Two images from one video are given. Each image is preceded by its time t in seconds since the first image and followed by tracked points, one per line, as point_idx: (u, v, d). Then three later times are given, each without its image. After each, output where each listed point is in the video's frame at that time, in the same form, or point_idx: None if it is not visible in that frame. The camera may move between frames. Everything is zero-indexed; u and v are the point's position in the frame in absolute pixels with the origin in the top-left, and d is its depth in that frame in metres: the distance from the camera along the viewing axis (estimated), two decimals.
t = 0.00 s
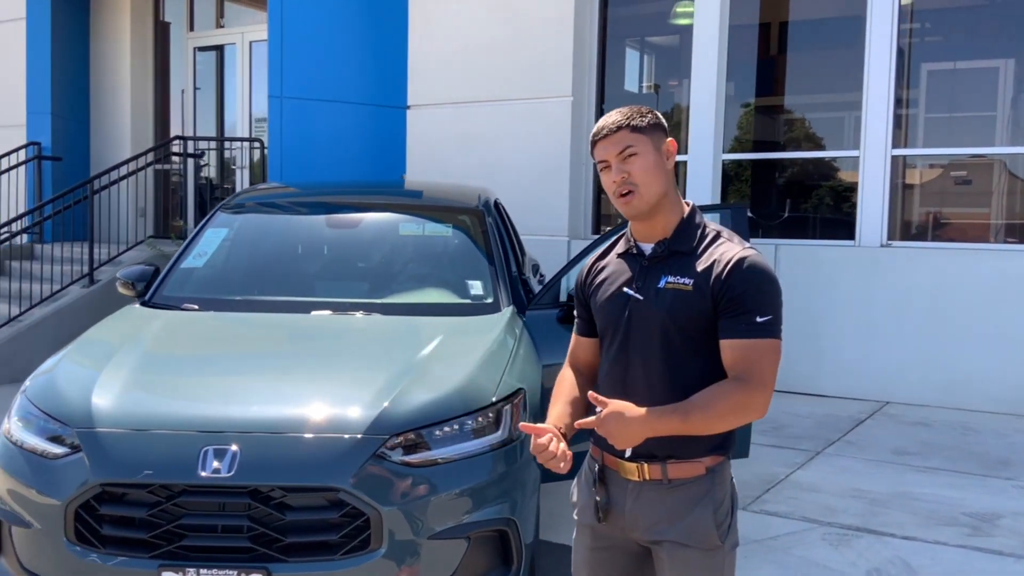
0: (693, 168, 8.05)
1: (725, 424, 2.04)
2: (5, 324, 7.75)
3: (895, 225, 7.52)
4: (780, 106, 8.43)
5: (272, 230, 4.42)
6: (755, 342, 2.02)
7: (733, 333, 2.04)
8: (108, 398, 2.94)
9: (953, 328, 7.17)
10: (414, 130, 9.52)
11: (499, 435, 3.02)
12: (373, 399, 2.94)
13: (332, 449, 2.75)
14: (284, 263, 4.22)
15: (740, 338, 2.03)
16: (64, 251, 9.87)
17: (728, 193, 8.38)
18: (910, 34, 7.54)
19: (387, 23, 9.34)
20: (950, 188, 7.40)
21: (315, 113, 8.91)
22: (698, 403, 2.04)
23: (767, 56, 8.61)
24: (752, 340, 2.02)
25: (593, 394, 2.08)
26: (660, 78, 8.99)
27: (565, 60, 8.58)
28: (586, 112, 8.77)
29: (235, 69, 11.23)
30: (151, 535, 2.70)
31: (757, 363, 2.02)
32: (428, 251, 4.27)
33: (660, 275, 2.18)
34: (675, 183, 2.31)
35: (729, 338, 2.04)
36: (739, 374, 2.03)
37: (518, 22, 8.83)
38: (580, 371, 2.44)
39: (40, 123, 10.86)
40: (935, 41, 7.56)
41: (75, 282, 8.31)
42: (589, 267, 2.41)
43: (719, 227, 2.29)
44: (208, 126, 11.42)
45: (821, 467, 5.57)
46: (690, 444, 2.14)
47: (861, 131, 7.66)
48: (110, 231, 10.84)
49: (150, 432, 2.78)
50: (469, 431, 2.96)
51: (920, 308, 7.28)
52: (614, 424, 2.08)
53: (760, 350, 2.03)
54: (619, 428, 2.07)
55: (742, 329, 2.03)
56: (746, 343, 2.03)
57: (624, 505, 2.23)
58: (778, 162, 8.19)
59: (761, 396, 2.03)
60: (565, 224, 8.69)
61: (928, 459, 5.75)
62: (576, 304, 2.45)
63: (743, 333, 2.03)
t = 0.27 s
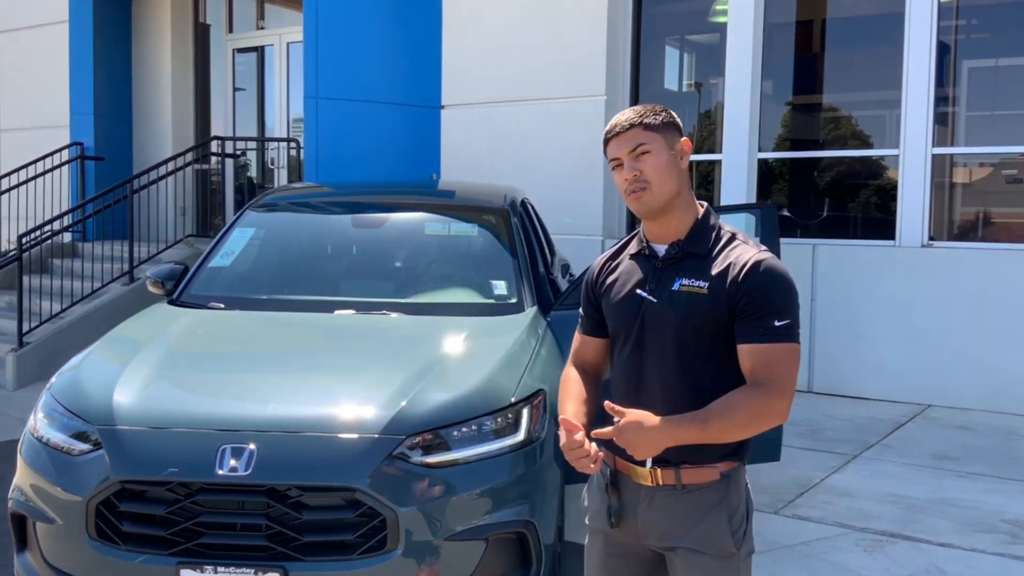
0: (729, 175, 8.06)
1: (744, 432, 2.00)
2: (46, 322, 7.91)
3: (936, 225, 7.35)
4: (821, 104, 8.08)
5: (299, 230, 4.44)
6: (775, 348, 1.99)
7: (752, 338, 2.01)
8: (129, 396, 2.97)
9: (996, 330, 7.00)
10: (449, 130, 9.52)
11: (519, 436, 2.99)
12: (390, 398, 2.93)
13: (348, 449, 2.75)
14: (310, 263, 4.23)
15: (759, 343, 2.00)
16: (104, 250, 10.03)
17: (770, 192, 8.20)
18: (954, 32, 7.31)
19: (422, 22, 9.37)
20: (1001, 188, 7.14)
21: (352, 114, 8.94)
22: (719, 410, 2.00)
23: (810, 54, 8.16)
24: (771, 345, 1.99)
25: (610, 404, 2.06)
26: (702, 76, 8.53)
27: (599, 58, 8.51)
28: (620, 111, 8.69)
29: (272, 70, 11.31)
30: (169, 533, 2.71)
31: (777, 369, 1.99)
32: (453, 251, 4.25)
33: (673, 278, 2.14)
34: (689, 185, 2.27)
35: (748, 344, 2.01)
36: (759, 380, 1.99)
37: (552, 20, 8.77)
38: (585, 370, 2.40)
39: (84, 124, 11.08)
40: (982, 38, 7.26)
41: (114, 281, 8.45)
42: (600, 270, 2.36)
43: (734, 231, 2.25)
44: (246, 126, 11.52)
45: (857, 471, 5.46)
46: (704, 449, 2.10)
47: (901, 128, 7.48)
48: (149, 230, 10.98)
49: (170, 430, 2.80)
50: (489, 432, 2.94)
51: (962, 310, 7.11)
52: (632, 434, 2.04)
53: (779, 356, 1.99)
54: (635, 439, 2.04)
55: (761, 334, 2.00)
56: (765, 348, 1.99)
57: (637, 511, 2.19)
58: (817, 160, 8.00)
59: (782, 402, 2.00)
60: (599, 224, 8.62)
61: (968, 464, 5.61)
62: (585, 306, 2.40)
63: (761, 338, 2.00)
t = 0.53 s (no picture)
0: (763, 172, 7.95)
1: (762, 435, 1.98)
2: (86, 319, 8.07)
3: (976, 222, 7.19)
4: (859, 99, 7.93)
5: (326, 229, 4.46)
6: (795, 349, 1.97)
7: (772, 340, 1.98)
8: (153, 393, 3.00)
9: None
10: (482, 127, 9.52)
11: (540, 434, 2.98)
12: (409, 397, 2.93)
13: (367, 448, 2.75)
14: (337, 262, 4.25)
15: (779, 345, 1.97)
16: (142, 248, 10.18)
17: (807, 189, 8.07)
18: (999, 26, 7.09)
19: (454, 21, 9.40)
20: None
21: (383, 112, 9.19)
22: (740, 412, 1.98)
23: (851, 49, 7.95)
24: (791, 347, 1.97)
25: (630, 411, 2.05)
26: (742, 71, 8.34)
27: (632, 55, 8.45)
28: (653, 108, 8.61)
29: (307, 70, 11.38)
30: (191, 529, 2.73)
31: (797, 371, 1.97)
32: (479, 250, 4.25)
33: (689, 277, 2.11)
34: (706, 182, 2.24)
35: (768, 346, 1.98)
36: (780, 382, 1.97)
37: (584, 17, 8.72)
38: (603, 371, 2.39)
39: (123, 124, 11.26)
40: None
41: (153, 278, 8.61)
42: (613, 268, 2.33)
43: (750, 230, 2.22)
44: (281, 126, 11.61)
45: (892, 473, 5.37)
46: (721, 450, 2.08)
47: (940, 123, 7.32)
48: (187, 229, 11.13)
49: (192, 427, 2.83)
50: (510, 431, 2.94)
51: (1002, 309, 6.98)
52: (651, 438, 2.03)
53: (799, 357, 1.97)
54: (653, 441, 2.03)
55: (781, 336, 1.97)
56: (784, 350, 1.97)
57: (652, 512, 2.17)
58: (854, 157, 7.82)
59: (803, 404, 1.98)
60: (632, 222, 8.55)
61: (1008, 467, 5.48)
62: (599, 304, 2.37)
63: (781, 340, 1.97)
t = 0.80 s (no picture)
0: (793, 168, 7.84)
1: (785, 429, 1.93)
2: (117, 318, 8.17)
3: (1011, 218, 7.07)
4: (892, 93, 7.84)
5: (351, 228, 4.48)
6: (817, 346, 1.94)
7: (792, 337, 1.95)
8: (177, 391, 3.03)
9: None
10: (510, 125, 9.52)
11: (562, 433, 2.97)
12: (429, 395, 2.94)
13: (387, 446, 2.76)
14: (361, 260, 4.27)
15: (800, 341, 1.94)
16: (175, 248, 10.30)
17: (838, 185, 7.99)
18: None
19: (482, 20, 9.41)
20: None
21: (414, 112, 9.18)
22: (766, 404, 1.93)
23: (883, 44, 7.87)
24: (813, 344, 1.94)
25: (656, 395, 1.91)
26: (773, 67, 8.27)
27: (660, 51, 8.38)
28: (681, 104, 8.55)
29: (336, 69, 11.43)
30: (214, 526, 2.76)
31: (819, 367, 1.94)
32: (502, 248, 4.24)
33: (710, 274, 2.09)
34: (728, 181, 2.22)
35: (789, 342, 1.96)
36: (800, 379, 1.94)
37: (612, 14, 8.68)
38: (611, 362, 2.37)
39: (155, 125, 11.38)
40: None
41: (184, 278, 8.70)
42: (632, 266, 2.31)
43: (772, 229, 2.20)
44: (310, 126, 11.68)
45: (923, 473, 5.29)
46: (741, 449, 2.05)
47: (974, 118, 7.20)
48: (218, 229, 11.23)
49: (215, 425, 2.85)
50: (530, 430, 2.93)
51: None
52: (680, 426, 1.90)
53: (820, 354, 1.94)
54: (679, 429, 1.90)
55: (801, 332, 1.95)
56: (806, 347, 1.94)
57: (671, 511, 2.15)
58: (885, 153, 7.72)
59: (825, 400, 1.94)
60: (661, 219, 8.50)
61: None
62: (617, 302, 2.35)
63: (801, 336, 1.95)
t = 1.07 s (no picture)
0: (816, 163, 7.74)
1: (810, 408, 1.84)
2: (141, 317, 8.22)
3: None
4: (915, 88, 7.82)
5: (370, 226, 4.49)
6: (834, 335, 1.91)
7: (809, 327, 1.93)
8: (196, 390, 3.05)
9: None
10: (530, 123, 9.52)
11: (579, 432, 2.97)
12: (446, 393, 2.94)
13: (404, 445, 2.76)
14: (380, 259, 4.28)
15: (816, 330, 1.91)
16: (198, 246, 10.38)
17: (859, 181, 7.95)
18: None
19: (502, 18, 9.45)
20: None
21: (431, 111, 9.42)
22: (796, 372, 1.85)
23: (908, 38, 7.81)
24: (832, 334, 1.91)
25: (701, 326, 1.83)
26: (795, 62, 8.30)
27: (680, 47, 8.32)
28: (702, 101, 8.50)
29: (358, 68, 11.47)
30: (232, 523, 2.77)
31: (839, 356, 1.90)
32: (520, 247, 4.24)
33: (728, 270, 2.07)
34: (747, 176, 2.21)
35: (806, 332, 1.93)
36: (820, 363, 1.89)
37: (632, 10, 8.64)
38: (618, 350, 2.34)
39: (178, 125, 11.45)
40: None
41: (207, 277, 8.74)
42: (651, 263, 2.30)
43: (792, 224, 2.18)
44: (331, 125, 11.73)
45: (946, 471, 5.23)
46: (758, 446, 2.04)
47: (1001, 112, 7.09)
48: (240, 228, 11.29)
49: (233, 424, 2.87)
50: (548, 427, 2.93)
51: None
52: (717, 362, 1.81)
53: (839, 346, 1.91)
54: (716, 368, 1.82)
55: (818, 323, 1.92)
56: (823, 335, 1.91)
57: (688, 510, 2.14)
58: (909, 149, 7.65)
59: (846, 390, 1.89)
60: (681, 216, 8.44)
61: None
62: (635, 300, 2.34)
63: (818, 327, 1.92)
